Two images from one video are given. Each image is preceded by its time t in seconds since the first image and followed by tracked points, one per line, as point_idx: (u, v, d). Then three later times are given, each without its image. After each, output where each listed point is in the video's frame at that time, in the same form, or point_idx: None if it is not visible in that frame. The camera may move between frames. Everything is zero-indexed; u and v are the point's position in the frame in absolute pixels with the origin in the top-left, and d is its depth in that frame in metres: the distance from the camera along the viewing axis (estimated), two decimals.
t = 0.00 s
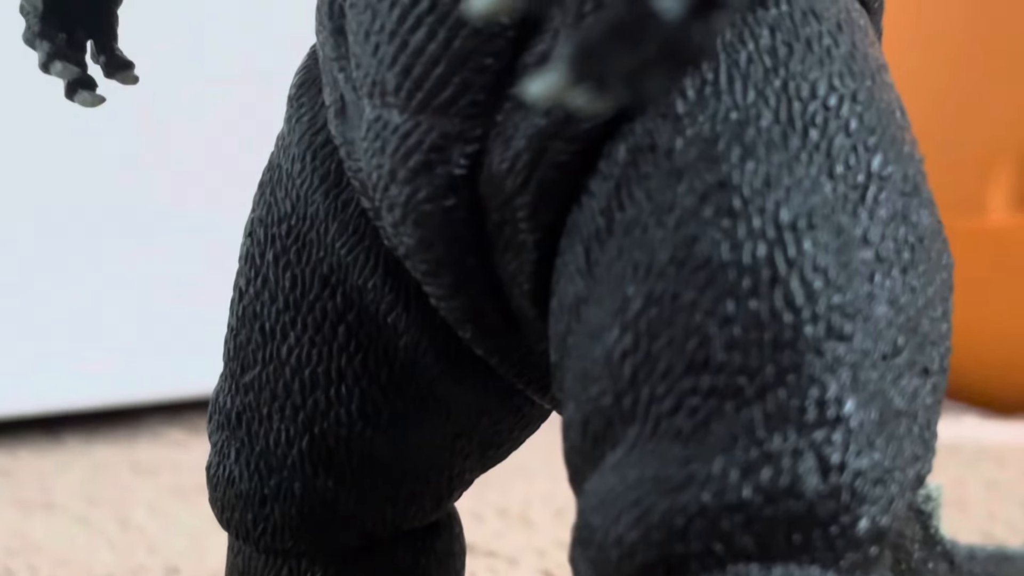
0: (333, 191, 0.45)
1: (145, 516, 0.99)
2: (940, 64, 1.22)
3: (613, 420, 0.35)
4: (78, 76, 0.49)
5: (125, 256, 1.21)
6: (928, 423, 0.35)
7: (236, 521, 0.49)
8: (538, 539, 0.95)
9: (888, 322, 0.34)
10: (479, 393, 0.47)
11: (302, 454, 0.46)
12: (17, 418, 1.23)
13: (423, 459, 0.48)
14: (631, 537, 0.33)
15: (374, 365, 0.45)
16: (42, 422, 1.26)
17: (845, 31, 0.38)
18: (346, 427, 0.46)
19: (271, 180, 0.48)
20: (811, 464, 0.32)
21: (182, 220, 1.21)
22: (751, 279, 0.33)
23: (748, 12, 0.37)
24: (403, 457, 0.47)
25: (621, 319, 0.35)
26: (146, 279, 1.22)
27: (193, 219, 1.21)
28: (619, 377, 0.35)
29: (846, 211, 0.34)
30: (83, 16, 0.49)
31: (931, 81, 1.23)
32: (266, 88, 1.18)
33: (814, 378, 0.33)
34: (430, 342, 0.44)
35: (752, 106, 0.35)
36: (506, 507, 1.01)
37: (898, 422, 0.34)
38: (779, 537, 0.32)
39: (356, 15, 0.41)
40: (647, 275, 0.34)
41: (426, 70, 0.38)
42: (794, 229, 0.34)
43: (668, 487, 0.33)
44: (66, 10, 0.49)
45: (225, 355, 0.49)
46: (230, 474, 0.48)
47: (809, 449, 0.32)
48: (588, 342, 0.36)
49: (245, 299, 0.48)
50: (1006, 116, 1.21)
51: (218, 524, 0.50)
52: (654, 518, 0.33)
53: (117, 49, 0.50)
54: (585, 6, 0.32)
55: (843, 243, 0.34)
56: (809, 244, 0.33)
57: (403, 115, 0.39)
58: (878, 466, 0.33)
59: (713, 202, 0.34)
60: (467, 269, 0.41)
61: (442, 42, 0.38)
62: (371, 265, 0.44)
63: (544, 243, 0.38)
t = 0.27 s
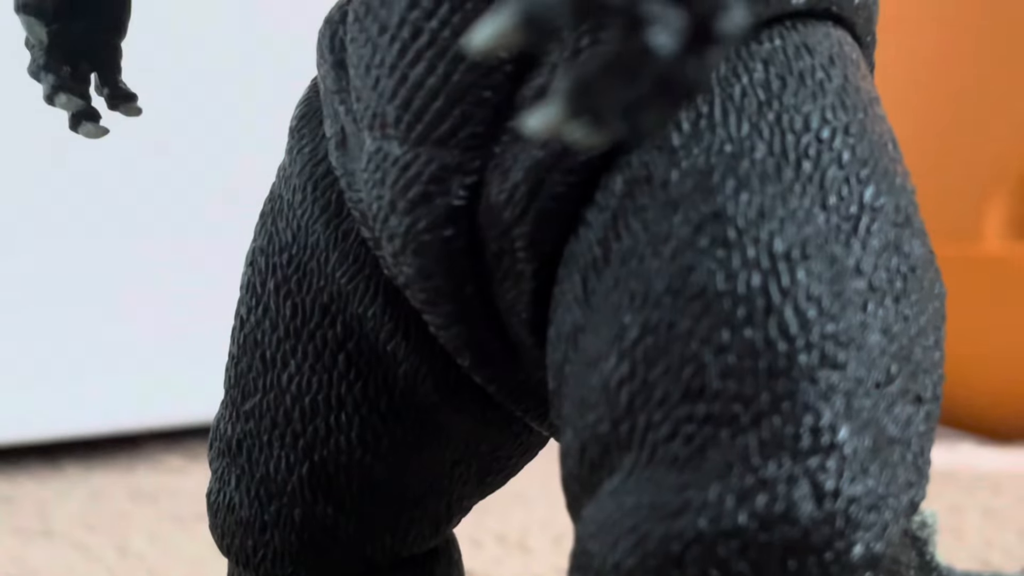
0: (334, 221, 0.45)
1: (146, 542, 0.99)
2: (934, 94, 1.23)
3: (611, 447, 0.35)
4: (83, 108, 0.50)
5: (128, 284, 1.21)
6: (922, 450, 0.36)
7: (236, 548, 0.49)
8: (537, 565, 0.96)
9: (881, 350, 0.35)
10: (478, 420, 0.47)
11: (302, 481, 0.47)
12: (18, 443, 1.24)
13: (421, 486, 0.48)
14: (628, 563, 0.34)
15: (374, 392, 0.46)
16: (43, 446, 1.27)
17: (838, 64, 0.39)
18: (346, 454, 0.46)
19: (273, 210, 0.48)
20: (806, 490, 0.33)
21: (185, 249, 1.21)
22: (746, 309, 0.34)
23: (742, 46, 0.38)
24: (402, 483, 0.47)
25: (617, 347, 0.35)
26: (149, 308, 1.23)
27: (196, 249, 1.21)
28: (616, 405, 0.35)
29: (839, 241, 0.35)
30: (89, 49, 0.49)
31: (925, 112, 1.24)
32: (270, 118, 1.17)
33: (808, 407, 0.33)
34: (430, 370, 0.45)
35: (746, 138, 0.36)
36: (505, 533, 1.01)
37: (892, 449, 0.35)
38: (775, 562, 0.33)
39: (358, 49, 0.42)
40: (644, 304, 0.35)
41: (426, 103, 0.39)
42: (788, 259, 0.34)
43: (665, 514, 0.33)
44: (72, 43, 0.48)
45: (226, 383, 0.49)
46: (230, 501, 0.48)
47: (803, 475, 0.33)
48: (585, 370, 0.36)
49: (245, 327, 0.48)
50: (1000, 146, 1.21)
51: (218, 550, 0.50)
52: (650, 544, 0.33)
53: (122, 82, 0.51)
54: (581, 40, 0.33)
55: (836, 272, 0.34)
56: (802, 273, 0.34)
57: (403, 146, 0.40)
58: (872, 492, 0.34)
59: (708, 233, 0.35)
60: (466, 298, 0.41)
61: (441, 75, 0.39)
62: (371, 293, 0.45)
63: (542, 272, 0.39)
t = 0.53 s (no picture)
0: (335, 253, 0.46)
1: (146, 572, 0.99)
2: (925, 125, 1.24)
3: (608, 475, 0.36)
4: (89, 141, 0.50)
5: (126, 308, 1.18)
6: (914, 478, 0.37)
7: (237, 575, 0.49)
8: None
9: (874, 380, 0.35)
10: (477, 447, 0.48)
11: (303, 508, 0.47)
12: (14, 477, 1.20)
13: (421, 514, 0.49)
14: None
15: (374, 420, 0.46)
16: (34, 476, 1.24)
17: (830, 100, 0.39)
18: (346, 481, 0.47)
19: (275, 241, 0.49)
20: (800, 517, 0.33)
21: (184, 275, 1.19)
22: (741, 339, 0.34)
23: (736, 82, 0.38)
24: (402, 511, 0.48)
25: (615, 377, 0.36)
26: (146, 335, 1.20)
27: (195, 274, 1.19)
28: (612, 433, 0.36)
29: (832, 273, 0.36)
30: (96, 82, 0.49)
31: (917, 141, 1.25)
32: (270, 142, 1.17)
33: (802, 435, 0.34)
34: (429, 399, 0.46)
35: (740, 172, 0.37)
36: (504, 563, 1.01)
37: (885, 477, 0.35)
38: None
39: (359, 84, 0.42)
40: (640, 334, 0.36)
41: (426, 137, 0.40)
42: (782, 290, 0.35)
43: (662, 541, 0.34)
44: (80, 77, 0.49)
45: (228, 412, 0.50)
46: (231, 529, 0.49)
47: (798, 503, 0.34)
48: (582, 400, 0.37)
49: (248, 356, 0.49)
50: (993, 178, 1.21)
51: None
52: (646, 570, 0.34)
53: (127, 116, 0.51)
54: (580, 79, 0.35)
55: (828, 303, 0.35)
56: (796, 304, 0.35)
57: (404, 180, 0.41)
58: (865, 519, 0.34)
59: (703, 264, 0.35)
60: (465, 328, 0.42)
61: (440, 111, 0.39)
62: (372, 323, 0.45)
63: (540, 302, 0.40)
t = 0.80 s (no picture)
0: (335, 282, 0.47)
1: None
2: (920, 148, 1.25)
3: (605, 500, 0.37)
4: (93, 173, 0.50)
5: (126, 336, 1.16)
6: (906, 504, 0.37)
7: None
8: None
9: (866, 407, 0.36)
10: (474, 474, 0.48)
11: (302, 534, 0.48)
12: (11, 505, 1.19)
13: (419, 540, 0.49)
14: None
15: (373, 447, 0.47)
16: (30, 504, 1.21)
17: (822, 132, 0.39)
18: (345, 507, 0.47)
19: (276, 271, 0.50)
20: (794, 543, 0.34)
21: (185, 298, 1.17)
22: (734, 367, 0.35)
23: (729, 115, 0.38)
24: (401, 536, 0.49)
25: (610, 404, 0.37)
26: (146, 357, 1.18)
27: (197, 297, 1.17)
28: (609, 459, 0.36)
29: (824, 302, 0.36)
30: (101, 114, 0.50)
31: (911, 164, 1.25)
32: (276, 165, 1.16)
33: (795, 462, 0.35)
34: (428, 426, 0.46)
35: (734, 204, 0.37)
36: None
37: (877, 503, 0.36)
38: None
39: (359, 117, 0.43)
40: (636, 363, 0.36)
41: (426, 169, 0.40)
42: (774, 319, 0.36)
43: (657, 565, 0.35)
44: (84, 109, 0.49)
45: (229, 439, 0.51)
46: (232, 554, 0.49)
47: (792, 528, 0.34)
48: (579, 426, 0.38)
49: (249, 384, 0.49)
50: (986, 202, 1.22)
51: None
52: None
53: (130, 148, 0.51)
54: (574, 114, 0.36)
55: (821, 332, 0.36)
56: (788, 333, 0.36)
57: (403, 211, 0.41)
58: (858, 545, 0.35)
59: (697, 293, 0.36)
60: (463, 356, 0.43)
61: (439, 143, 0.40)
62: (372, 352, 0.46)
63: (537, 331, 0.41)
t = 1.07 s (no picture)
0: (336, 309, 0.47)
1: None
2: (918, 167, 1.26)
3: (603, 526, 0.37)
4: (95, 202, 0.50)
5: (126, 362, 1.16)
6: (902, 530, 0.38)
7: None
8: None
9: (861, 434, 0.37)
10: (473, 501, 0.49)
11: (302, 560, 0.48)
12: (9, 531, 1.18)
13: (418, 566, 0.50)
14: None
15: (372, 473, 0.47)
16: (27, 531, 1.21)
17: (817, 163, 0.40)
18: (345, 532, 0.48)
19: (277, 298, 0.50)
20: (790, 568, 0.35)
21: (189, 315, 1.17)
22: (730, 394, 0.36)
23: (725, 146, 0.39)
24: (400, 562, 0.49)
25: (608, 431, 0.37)
26: (148, 374, 1.17)
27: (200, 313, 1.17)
28: (606, 485, 0.37)
29: (819, 330, 0.37)
30: (104, 144, 0.50)
31: (910, 183, 1.26)
32: (278, 190, 1.17)
33: (791, 488, 0.35)
34: (428, 453, 0.47)
35: (730, 233, 0.37)
36: None
37: (873, 529, 0.36)
38: None
39: (359, 147, 0.43)
40: (634, 390, 0.37)
41: (426, 198, 0.40)
42: (770, 347, 0.36)
43: None
44: (87, 139, 0.49)
45: (230, 464, 0.51)
46: None
47: (789, 554, 0.35)
48: (577, 452, 0.38)
49: (250, 411, 0.50)
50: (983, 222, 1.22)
51: None
52: None
53: (133, 176, 0.51)
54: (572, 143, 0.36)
55: (816, 360, 0.36)
56: (784, 360, 0.36)
57: (403, 240, 0.42)
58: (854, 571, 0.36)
59: (693, 321, 0.36)
60: (463, 383, 0.43)
61: (439, 174, 0.40)
62: (371, 379, 0.46)
63: (536, 358, 0.41)
